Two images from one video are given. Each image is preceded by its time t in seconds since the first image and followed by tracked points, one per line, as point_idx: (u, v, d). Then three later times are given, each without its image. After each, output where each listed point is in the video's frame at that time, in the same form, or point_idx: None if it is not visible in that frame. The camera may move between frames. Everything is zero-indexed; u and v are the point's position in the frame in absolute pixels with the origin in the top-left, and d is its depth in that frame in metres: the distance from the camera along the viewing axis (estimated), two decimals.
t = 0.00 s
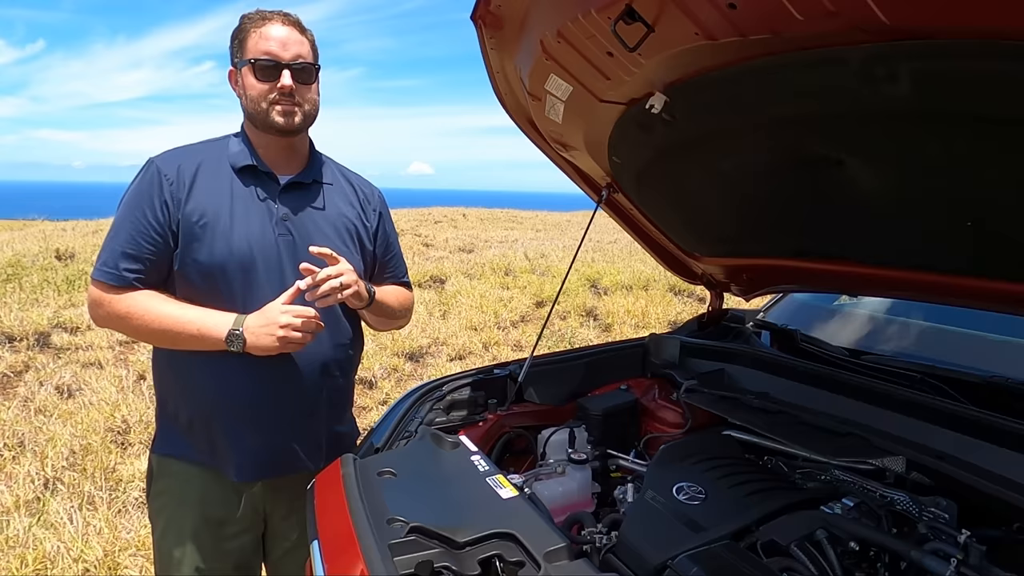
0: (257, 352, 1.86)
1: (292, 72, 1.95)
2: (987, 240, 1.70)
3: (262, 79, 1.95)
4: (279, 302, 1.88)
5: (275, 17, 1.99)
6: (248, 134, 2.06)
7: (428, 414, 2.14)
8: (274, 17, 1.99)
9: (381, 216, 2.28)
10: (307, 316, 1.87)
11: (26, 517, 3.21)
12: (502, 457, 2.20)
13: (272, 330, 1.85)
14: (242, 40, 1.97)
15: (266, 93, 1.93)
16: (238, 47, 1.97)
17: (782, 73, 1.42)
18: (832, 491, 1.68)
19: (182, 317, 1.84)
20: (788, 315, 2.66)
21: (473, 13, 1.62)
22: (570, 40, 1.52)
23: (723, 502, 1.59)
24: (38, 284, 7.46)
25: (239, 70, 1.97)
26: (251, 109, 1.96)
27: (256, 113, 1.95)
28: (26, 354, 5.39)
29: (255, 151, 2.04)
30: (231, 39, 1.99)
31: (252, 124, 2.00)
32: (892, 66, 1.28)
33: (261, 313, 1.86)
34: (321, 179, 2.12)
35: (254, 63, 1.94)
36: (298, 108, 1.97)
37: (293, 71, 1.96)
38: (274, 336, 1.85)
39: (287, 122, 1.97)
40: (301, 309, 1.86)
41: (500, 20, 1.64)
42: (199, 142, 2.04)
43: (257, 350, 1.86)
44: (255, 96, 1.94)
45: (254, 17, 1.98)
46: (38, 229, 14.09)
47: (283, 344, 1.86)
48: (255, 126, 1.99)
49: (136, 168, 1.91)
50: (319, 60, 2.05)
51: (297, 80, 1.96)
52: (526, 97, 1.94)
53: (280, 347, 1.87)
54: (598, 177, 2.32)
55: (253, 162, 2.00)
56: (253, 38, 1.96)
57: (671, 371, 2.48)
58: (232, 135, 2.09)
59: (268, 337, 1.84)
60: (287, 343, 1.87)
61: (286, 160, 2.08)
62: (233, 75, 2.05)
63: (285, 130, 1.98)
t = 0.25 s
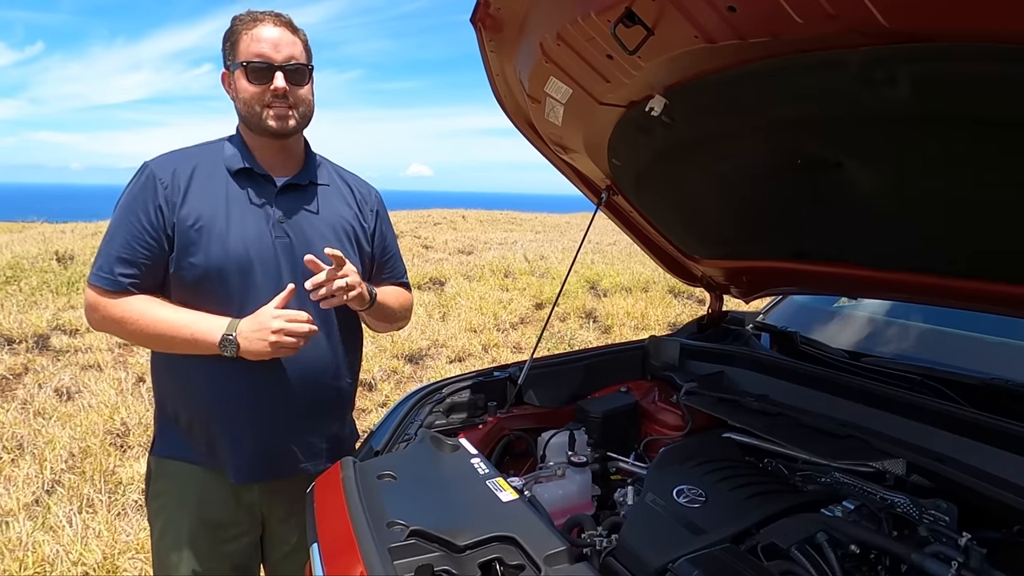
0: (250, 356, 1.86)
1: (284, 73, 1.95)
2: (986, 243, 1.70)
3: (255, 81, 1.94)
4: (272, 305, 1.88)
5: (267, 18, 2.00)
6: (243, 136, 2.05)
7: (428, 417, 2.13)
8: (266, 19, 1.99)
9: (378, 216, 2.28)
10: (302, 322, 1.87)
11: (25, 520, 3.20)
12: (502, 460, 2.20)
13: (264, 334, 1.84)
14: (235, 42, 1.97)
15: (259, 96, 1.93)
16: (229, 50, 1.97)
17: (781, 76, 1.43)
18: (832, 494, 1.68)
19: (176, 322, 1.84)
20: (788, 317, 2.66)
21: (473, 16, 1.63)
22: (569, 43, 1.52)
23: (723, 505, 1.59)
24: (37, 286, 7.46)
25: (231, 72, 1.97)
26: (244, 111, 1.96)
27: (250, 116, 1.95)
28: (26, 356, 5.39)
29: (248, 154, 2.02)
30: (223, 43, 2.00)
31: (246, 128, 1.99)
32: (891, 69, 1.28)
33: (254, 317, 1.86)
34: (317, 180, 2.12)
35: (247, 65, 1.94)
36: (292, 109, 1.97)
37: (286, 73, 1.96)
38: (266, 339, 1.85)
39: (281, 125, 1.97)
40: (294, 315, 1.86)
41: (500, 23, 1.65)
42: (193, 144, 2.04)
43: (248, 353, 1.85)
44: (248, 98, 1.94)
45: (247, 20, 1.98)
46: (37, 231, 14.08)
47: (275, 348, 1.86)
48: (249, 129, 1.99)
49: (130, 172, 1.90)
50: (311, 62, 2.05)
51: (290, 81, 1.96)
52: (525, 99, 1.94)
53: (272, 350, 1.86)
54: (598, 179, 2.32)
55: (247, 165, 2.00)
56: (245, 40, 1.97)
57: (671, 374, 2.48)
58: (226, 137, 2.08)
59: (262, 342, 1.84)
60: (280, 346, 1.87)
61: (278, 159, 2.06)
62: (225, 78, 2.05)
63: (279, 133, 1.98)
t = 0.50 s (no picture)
0: (254, 354, 1.86)
1: (278, 67, 1.94)
2: (986, 245, 1.71)
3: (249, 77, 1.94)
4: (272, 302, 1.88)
5: (259, 15, 1.99)
6: (239, 135, 2.05)
7: (426, 417, 2.12)
8: (259, 15, 1.99)
9: (376, 215, 2.28)
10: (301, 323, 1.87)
11: (22, 519, 3.19)
12: (500, 461, 2.19)
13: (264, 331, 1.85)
14: (228, 39, 1.97)
15: (253, 91, 1.93)
16: (223, 47, 1.97)
17: (782, 77, 1.42)
18: (831, 496, 1.69)
19: (179, 322, 1.84)
20: (787, 319, 2.66)
21: (474, 16, 1.64)
22: (570, 44, 1.52)
23: (722, 507, 1.59)
24: (34, 285, 7.44)
25: (225, 69, 1.97)
26: (239, 108, 1.95)
27: (245, 113, 1.95)
28: (23, 355, 5.38)
29: (245, 153, 2.02)
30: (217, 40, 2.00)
31: (242, 126, 1.99)
32: (892, 71, 1.28)
33: (255, 315, 1.87)
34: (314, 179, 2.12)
35: (240, 60, 1.93)
36: (286, 104, 1.96)
37: (280, 67, 1.95)
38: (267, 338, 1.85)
39: (275, 120, 1.96)
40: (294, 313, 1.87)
41: (500, 24, 1.65)
42: (190, 144, 2.03)
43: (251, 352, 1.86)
44: (242, 94, 1.93)
45: (240, 16, 1.98)
46: (35, 229, 14.05)
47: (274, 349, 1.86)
48: (244, 127, 1.98)
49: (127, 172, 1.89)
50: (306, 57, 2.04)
51: (284, 75, 1.95)
52: (525, 100, 1.94)
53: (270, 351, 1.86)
54: (597, 180, 2.32)
55: (244, 164, 2.00)
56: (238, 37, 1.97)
57: (670, 375, 2.48)
58: (223, 137, 2.08)
59: (264, 340, 1.85)
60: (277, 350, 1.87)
61: (278, 163, 2.08)
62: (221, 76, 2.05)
63: (274, 129, 1.97)
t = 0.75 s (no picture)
0: (241, 362, 1.88)
1: (273, 72, 1.95)
2: (980, 252, 1.71)
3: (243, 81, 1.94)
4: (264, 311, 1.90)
5: (254, 19, 2.00)
6: (233, 139, 2.04)
7: (422, 421, 2.11)
8: (253, 19, 1.99)
9: (370, 219, 2.28)
10: (293, 333, 1.89)
11: (15, 522, 3.17)
12: (495, 465, 2.18)
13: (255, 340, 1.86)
14: (222, 43, 1.97)
15: (248, 95, 1.93)
16: (217, 50, 1.97)
17: (778, 85, 1.43)
18: (826, 502, 1.68)
19: (166, 327, 1.84)
20: (782, 324, 2.66)
21: (471, 22, 1.64)
22: (566, 50, 1.52)
23: (717, 513, 1.59)
24: (29, 287, 7.41)
25: (219, 73, 1.97)
26: (233, 112, 1.95)
27: (239, 117, 1.95)
28: (17, 357, 5.35)
29: (238, 157, 2.02)
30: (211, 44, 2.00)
31: (235, 130, 1.99)
32: (888, 80, 1.28)
33: (246, 323, 1.88)
34: (307, 183, 2.12)
35: (235, 64, 1.93)
36: (281, 108, 1.96)
37: (275, 71, 1.95)
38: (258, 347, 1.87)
39: (270, 124, 1.96)
40: (286, 324, 1.88)
41: (497, 29, 1.65)
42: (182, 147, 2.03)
43: (238, 358, 1.87)
44: (237, 98, 1.93)
45: (234, 20, 1.99)
46: (30, 231, 14.00)
47: (263, 357, 1.87)
48: (238, 131, 1.98)
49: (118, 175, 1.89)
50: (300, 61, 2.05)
51: (278, 80, 1.96)
52: (522, 105, 1.94)
53: (259, 359, 1.88)
54: (594, 186, 2.33)
55: (237, 168, 1.99)
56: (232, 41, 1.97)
57: (667, 380, 2.48)
58: (216, 140, 2.08)
59: (252, 348, 1.86)
60: (266, 358, 1.88)
61: (271, 166, 2.07)
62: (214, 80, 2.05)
63: (269, 133, 1.97)
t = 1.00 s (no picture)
0: (239, 364, 1.87)
1: (269, 73, 1.95)
2: (975, 255, 1.72)
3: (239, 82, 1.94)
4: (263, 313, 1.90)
5: (250, 17, 1.98)
6: (227, 140, 2.04)
7: (418, 423, 2.11)
8: (249, 18, 1.98)
9: (365, 220, 2.28)
10: (292, 334, 1.89)
11: (10, 522, 3.17)
12: (491, 467, 2.17)
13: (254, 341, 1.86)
14: (217, 42, 1.95)
15: (243, 97, 1.93)
16: (212, 50, 1.96)
17: (775, 88, 1.44)
18: (822, 504, 1.68)
19: (162, 329, 1.84)
20: (779, 326, 2.67)
21: (469, 23, 1.64)
22: (564, 51, 1.53)
23: (713, 515, 1.59)
24: (25, 286, 7.39)
25: (215, 73, 1.97)
26: (228, 112, 1.95)
27: (235, 118, 1.95)
28: (12, 356, 5.34)
29: (233, 158, 2.02)
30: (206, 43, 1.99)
31: (231, 130, 1.99)
32: (884, 83, 1.29)
33: (244, 325, 1.88)
34: (302, 183, 2.12)
35: (230, 65, 1.93)
36: (277, 109, 1.96)
37: (271, 72, 1.95)
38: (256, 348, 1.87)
39: (265, 125, 1.96)
40: (286, 325, 1.89)
41: (495, 31, 1.65)
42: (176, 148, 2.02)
43: (237, 360, 1.87)
44: (232, 99, 1.93)
45: (229, 19, 1.97)
46: (26, 230, 13.96)
47: (262, 359, 1.87)
48: (234, 131, 1.98)
49: (111, 176, 1.88)
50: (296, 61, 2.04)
51: (274, 80, 1.95)
52: (520, 107, 1.95)
53: (258, 360, 1.87)
54: (592, 187, 2.33)
55: (232, 169, 1.99)
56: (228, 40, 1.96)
57: (663, 381, 2.49)
58: (212, 140, 2.07)
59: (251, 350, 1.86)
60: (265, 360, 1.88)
61: (267, 166, 2.07)
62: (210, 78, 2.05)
63: (265, 134, 1.97)
